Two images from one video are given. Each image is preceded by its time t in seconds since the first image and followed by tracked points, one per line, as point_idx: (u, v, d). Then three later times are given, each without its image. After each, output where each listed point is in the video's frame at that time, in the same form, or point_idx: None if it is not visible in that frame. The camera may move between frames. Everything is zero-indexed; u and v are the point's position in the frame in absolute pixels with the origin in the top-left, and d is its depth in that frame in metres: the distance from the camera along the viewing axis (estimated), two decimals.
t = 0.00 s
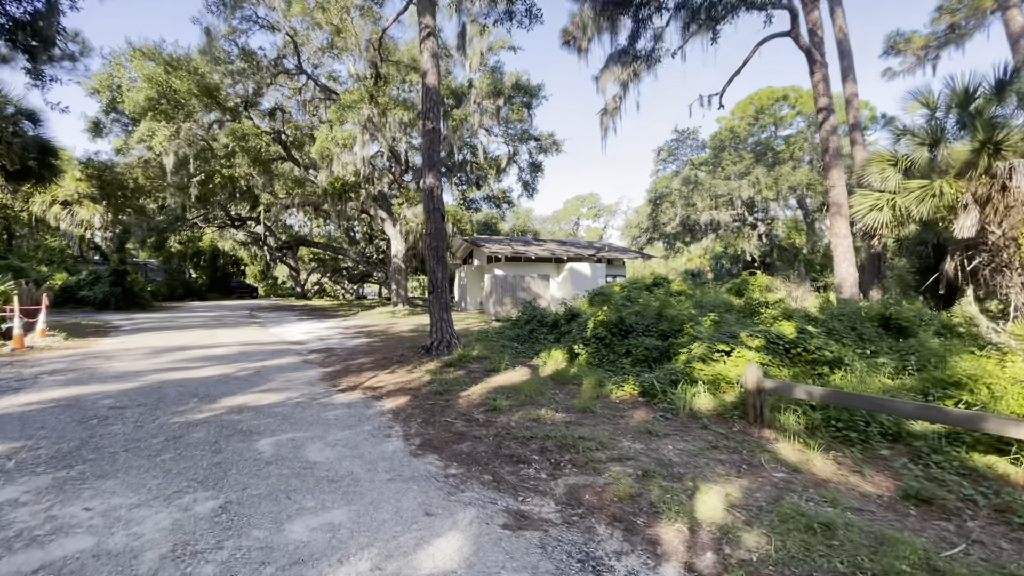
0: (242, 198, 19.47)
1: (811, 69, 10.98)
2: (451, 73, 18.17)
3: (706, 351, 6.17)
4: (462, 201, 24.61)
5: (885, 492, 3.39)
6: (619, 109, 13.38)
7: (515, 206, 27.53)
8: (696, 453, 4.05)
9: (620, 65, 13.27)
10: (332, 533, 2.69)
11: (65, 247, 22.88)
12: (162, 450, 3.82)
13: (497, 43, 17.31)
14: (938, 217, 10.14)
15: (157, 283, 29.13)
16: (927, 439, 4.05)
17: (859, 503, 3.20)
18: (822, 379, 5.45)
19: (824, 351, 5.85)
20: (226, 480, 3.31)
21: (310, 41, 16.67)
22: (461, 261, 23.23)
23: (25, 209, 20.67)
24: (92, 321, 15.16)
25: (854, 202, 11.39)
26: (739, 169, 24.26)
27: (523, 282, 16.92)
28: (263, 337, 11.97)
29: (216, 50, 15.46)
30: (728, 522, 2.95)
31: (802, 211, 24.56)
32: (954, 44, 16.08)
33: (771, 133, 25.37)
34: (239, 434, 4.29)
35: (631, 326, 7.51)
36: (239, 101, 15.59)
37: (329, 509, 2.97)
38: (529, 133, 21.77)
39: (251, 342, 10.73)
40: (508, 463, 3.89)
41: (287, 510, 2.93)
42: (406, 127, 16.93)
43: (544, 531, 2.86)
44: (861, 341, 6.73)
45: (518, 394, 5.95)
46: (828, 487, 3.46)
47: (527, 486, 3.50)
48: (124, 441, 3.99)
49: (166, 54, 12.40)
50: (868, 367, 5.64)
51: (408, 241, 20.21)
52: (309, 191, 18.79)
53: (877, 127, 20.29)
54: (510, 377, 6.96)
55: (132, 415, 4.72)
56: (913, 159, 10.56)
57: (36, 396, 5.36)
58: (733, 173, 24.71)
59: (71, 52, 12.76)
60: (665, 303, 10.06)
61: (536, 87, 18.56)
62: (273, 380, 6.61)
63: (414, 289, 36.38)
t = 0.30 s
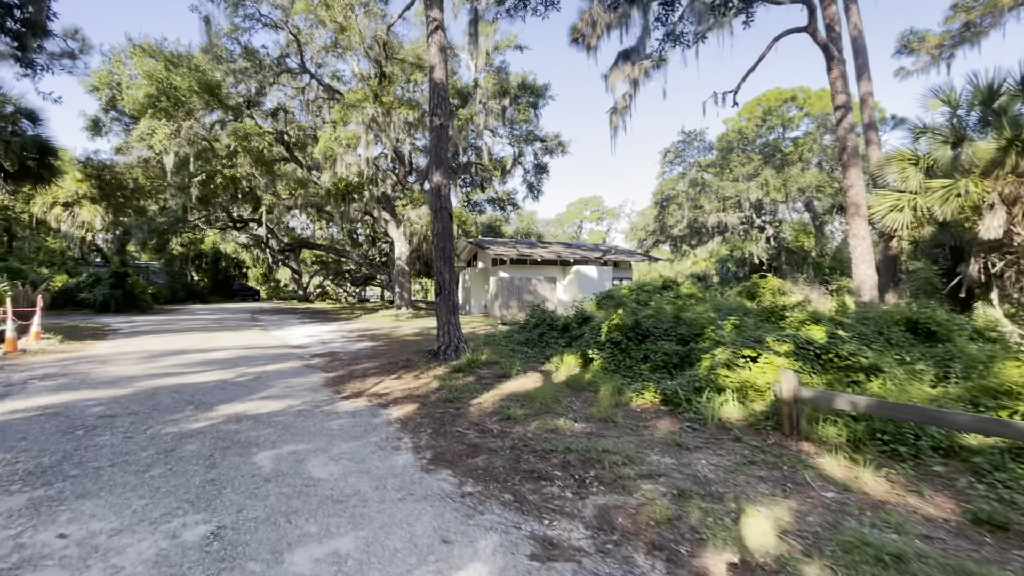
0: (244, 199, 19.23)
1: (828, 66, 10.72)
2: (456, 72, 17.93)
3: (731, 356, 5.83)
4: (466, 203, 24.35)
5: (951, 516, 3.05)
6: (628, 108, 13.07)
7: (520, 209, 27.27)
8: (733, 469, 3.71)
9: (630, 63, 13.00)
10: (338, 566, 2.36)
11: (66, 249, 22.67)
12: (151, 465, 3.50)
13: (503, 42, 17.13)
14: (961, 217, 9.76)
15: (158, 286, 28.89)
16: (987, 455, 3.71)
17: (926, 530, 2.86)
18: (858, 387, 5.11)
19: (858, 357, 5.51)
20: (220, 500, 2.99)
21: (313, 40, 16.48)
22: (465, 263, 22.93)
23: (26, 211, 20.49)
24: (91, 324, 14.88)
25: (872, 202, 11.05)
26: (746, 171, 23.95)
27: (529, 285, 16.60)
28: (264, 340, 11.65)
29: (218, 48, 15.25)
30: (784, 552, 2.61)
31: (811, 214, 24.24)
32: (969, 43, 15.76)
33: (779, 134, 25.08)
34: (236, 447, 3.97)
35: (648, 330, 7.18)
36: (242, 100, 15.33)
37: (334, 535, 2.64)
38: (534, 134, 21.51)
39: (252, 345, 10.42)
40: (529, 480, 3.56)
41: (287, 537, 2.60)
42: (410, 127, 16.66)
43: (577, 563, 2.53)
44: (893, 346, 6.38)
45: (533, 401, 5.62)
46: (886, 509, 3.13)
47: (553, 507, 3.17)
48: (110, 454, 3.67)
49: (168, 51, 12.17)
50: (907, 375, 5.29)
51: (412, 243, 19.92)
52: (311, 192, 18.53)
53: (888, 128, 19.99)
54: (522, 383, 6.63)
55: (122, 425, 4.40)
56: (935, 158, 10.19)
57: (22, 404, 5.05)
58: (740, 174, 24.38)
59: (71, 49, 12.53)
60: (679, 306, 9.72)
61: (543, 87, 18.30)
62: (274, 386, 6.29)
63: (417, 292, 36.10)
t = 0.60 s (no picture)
0: (247, 199, 18.96)
1: (849, 60, 10.38)
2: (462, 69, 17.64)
3: (760, 362, 5.49)
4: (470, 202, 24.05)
5: None
6: (640, 104, 12.73)
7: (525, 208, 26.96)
8: (780, 491, 3.36)
9: (642, 59, 12.75)
10: None
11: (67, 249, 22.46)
12: (141, 485, 3.18)
13: (510, 38, 16.85)
14: (990, 217, 9.38)
15: (160, 286, 28.67)
16: None
17: (1012, 566, 2.52)
18: (901, 398, 4.76)
19: (898, 364, 5.16)
20: (215, 528, 2.67)
21: (317, 36, 16.22)
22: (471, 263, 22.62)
23: (28, 210, 20.29)
24: (91, 325, 14.60)
25: (894, 201, 10.67)
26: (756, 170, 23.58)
27: (537, 286, 16.28)
28: (267, 342, 11.35)
29: (221, 45, 15.00)
30: None
31: (821, 214, 23.86)
32: (988, 38, 15.35)
33: (788, 133, 24.68)
34: (235, 463, 3.65)
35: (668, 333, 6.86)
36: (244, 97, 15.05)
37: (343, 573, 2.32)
38: (541, 133, 21.20)
39: (254, 348, 10.11)
40: (556, 503, 3.22)
41: None
42: (415, 124, 16.35)
43: None
44: (930, 352, 6.02)
45: (550, 410, 5.29)
46: (961, 540, 2.79)
47: (587, 536, 2.84)
48: (97, 472, 3.35)
49: (169, 46, 11.87)
50: (952, 384, 4.94)
51: (416, 243, 19.58)
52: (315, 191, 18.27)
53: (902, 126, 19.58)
54: (537, 389, 6.29)
55: (113, 437, 4.09)
56: (962, 155, 9.76)
57: (8, 412, 4.75)
58: (750, 174, 24.00)
59: (70, 45, 12.27)
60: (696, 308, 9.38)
61: (550, 84, 17.97)
62: (276, 392, 5.98)
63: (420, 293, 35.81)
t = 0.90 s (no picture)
0: (250, 200, 18.72)
1: (868, 56, 10.09)
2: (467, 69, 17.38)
3: (792, 369, 5.18)
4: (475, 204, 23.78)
5: None
6: (651, 102, 12.46)
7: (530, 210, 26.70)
8: (836, 514, 3.04)
9: (652, 57, 12.57)
10: None
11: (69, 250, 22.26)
12: (131, 507, 2.87)
13: (516, 37, 16.62)
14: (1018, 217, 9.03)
15: (162, 288, 28.43)
16: None
17: None
18: (950, 408, 4.43)
19: (942, 372, 4.83)
20: (212, 560, 2.36)
21: (321, 35, 16.02)
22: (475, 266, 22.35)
23: (29, 212, 20.10)
24: (89, 328, 14.32)
25: (916, 201, 10.35)
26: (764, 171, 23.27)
27: (544, 288, 15.98)
28: (269, 346, 11.05)
29: (224, 43, 14.77)
30: None
31: (831, 216, 23.54)
32: (1004, 36, 15.03)
33: (796, 134, 24.38)
34: (234, 480, 3.33)
35: (689, 338, 6.56)
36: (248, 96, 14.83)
37: None
38: (546, 133, 20.93)
39: (256, 352, 9.82)
40: (589, 528, 2.90)
41: None
42: (420, 124, 16.08)
43: None
44: (971, 359, 5.68)
45: (570, 419, 4.98)
46: None
47: (628, 567, 2.52)
48: (83, 492, 3.04)
49: (171, 43, 11.63)
50: (1002, 394, 4.60)
51: (421, 246, 19.27)
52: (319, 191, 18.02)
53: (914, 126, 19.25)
54: (553, 397, 5.99)
55: (103, 451, 3.78)
56: (988, 153, 9.40)
57: None
58: (758, 175, 23.69)
59: (70, 43, 12.04)
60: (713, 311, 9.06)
61: (557, 84, 17.70)
62: (279, 400, 5.68)
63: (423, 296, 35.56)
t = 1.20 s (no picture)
0: (249, 198, 18.42)
1: (886, 49, 9.81)
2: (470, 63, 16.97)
3: (823, 376, 4.89)
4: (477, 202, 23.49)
5: None
6: (660, 97, 12.16)
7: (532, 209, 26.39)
8: (895, 543, 2.74)
9: (661, 51, 12.26)
10: None
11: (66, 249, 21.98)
12: (114, 535, 2.57)
13: (521, 32, 16.30)
14: None
15: (161, 287, 28.13)
16: None
17: None
18: (997, 419, 4.15)
19: (984, 380, 4.55)
20: None
21: (322, 30, 15.74)
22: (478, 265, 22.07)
23: (26, 210, 19.81)
24: (85, 328, 13.99)
25: (935, 198, 10.05)
26: (771, 169, 22.97)
27: (549, 288, 15.70)
28: (269, 347, 10.75)
29: (222, 37, 14.46)
30: None
31: (837, 215, 23.27)
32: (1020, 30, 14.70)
33: (803, 131, 24.04)
34: (230, 501, 3.04)
35: (708, 340, 6.28)
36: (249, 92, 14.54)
37: None
38: (550, 131, 20.64)
39: (256, 353, 9.52)
40: (624, 560, 2.60)
41: None
42: (423, 120, 15.76)
43: None
44: (1009, 364, 5.39)
45: (589, 429, 4.69)
46: None
47: None
48: (62, 517, 2.75)
49: (169, 36, 11.32)
50: None
51: (423, 245, 18.95)
52: (319, 189, 17.71)
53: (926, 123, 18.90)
54: (567, 404, 5.70)
55: (89, 467, 3.49)
56: (1012, 149, 9.08)
57: None
58: (765, 173, 23.34)
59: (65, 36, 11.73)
60: (727, 313, 8.76)
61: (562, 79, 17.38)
62: (279, 407, 5.38)
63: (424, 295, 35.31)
